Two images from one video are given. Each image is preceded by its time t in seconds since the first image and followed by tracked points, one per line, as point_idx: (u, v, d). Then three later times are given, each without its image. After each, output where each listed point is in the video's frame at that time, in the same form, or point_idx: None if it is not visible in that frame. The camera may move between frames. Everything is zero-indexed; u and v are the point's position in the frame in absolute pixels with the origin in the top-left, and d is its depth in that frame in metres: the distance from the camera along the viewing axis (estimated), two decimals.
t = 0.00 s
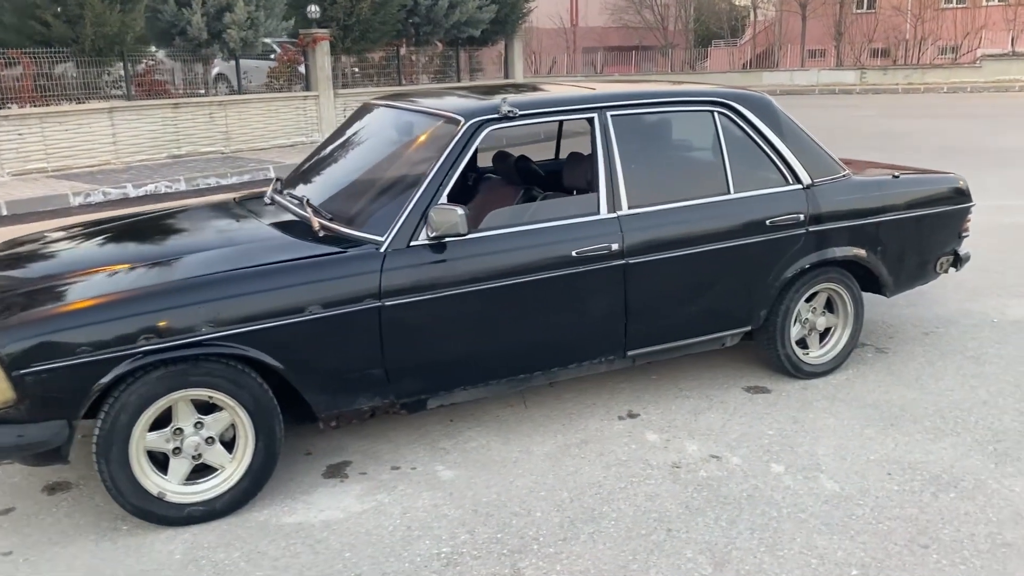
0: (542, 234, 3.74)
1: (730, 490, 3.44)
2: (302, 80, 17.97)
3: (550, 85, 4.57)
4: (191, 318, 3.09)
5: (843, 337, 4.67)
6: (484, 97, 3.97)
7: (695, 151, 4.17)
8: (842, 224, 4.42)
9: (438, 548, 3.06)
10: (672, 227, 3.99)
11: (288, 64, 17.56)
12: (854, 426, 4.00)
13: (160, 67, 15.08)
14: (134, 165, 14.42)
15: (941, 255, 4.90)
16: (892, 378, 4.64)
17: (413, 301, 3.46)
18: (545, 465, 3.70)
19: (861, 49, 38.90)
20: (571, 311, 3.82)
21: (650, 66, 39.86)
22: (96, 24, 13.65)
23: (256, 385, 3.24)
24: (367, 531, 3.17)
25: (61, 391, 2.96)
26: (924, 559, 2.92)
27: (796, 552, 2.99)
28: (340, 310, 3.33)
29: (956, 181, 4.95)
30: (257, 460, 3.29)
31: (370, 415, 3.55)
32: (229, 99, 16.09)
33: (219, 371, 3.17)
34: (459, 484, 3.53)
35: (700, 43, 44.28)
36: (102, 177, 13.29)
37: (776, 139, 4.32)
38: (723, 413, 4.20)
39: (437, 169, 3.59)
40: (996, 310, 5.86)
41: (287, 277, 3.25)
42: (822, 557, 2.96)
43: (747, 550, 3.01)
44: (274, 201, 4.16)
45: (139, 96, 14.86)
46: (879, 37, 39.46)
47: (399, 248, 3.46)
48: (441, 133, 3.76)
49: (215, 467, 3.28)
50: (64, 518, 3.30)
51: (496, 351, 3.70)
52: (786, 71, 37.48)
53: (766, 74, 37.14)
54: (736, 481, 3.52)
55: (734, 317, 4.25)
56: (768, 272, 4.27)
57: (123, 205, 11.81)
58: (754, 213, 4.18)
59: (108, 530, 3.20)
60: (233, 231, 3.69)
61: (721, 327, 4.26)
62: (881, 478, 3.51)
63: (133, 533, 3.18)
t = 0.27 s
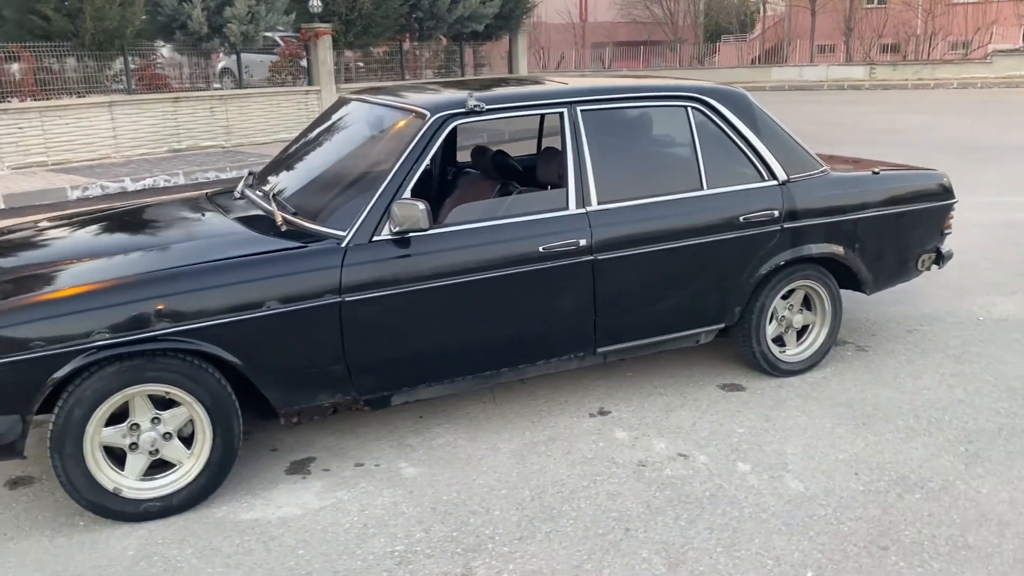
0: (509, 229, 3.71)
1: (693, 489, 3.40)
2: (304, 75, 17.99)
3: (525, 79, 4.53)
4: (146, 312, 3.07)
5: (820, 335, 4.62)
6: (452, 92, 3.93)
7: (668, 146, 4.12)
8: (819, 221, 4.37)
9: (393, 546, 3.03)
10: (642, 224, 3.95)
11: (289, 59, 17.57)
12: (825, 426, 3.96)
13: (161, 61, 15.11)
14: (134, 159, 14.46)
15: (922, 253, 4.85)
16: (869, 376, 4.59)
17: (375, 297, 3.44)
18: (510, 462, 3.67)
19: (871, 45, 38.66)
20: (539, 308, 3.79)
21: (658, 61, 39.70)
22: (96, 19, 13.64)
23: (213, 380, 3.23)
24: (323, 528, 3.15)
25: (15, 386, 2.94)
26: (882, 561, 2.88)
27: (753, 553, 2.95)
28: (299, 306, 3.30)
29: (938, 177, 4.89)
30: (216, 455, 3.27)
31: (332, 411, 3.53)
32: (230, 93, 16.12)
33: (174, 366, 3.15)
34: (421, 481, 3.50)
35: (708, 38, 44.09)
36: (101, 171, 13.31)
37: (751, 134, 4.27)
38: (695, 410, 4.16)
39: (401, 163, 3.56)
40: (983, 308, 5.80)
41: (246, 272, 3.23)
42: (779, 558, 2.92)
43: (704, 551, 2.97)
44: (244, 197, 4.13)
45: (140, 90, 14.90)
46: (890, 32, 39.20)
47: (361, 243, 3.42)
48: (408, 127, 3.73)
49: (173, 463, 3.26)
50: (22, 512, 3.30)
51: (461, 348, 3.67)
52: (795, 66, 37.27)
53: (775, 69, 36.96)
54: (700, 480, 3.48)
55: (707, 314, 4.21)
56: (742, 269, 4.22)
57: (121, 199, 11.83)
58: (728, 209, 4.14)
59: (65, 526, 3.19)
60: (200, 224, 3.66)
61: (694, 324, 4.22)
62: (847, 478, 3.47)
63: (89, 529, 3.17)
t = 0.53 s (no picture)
0: (473, 226, 3.70)
1: (651, 489, 3.38)
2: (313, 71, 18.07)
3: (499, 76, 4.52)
4: (100, 307, 3.08)
5: (798, 334, 4.58)
6: (419, 88, 3.92)
7: (638, 143, 4.10)
8: (794, 219, 4.33)
9: (343, 542, 3.03)
10: (610, 221, 3.93)
11: (298, 56, 17.68)
12: (795, 426, 3.92)
13: (169, 58, 15.32)
14: (142, 155, 14.58)
15: (904, 251, 4.78)
16: (846, 375, 4.55)
17: (335, 293, 3.43)
18: (473, 459, 3.66)
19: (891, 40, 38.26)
20: (504, 305, 3.78)
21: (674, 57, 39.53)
22: (103, 15, 13.78)
23: (170, 376, 3.24)
24: (277, 524, 3.16)
25: None
26: (832, 563, 2.85)
27: (703, 554, 2.93)
28: (257, 302, 3.30)
29: (921, 175, 4.83)
30: (173, 451, 3.28)
31: (293, 407, 3.54)
32: (238, 90, 16.22)
33: (130, 361, 3.16)
34: (381, 477, 3.50)
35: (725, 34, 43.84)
36: (108, 167, 13.43)
37: (725, 131, 4.23)
38: (665, 409, 4.13)
39: (363, 159, 3.55)
40: (972, 308, 5.73)
41: (204, 268, 3.23)
42: (728, 559, 2.89)
43: (653, 551, 2.95)
44: (215, 193, 4.15)
45: (148, 85, 15.09)
46: (910, 27, 38.76)
47: (320, 239, 3.42)
48: (373, 123, 3.72)
49: (131, 457, 3.28)
50: None
51: (425, 345, 3.67)
52: (813, 62, 36.97)
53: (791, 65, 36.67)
54: (660, 479, 3.46)
55: (679, 312, 4.18)
56: (715, 268, 4.19)
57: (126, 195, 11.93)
58: (700, 207, 4.10)
59: (23, 519, 3.22)
60: (165, 221, 3.68)
61: (666, 321, 4.19)
62: (810, 479, 3.43)
63: (46, 522, 3.20)
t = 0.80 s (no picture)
0: (444, 223, 3.69)
1: (616, 488, 3.36)
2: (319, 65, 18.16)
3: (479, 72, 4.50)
4: (63, 301, 3.08)
5: (778, 333, 4.54)
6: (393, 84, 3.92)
7: (615, 140, 4.07)
8: (773, 217, 4.29)
9: (303, 537, 3.03)
10: (584, 219, 3.91)
11: (304, 51, 17.76)
12: (768, 425, 3.89)
13: (176, 53, 15.36)
14: (147, 148, 14.68)
15: (889, 251, 4.73)
16: (827, 375, 4.51)
17: (302, 289, 3.43)
18: (441, 456, 3.66)
19: (907, 36, 37.99)
20: (476, 302, 3.77)
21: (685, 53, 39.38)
22: (110, 9, 13.88)
23: (136, 370, 3.25)
24: (239, 518, 3.17)
25: None
26: (790, 565, 2.83)
27: (661, 554, 2.91)
28: (223, 297, 3.31)
29: (907, 174, 4.77)
30: (139, 444, 3.30)
31: (261, 402, 3.54)
32: (244, 84, 16.31)
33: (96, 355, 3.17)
34: (347, 473, 3.50)
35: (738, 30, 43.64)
36: (113, 160, 13.52)
37: (704, 128, 4.20)
38: (639, 408, 4.11)
39: (332, 155, 3.55)
40: (961, 308, 5.67)
41: (170, 263, 3.24)
42: (685, 559, 2.88)
43: (611, 550, 2.94)
44: (191, 188, 4.15)
45: (155, 80, 15.13)
46: (925, 23, 38.47)
47: (288, 234, 3.42)
48: (345, 118, 3.71)
49: (98, 450, 3.29)
50: None
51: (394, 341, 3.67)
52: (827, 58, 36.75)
53: (804, 61, 36.47)
54: (627, 478, 3.44)
55: (655, 310, 4.16)
56: (691, 266, 4.16)
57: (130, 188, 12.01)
58: (677, 205, 4.08)
59: None
60: (137, 216, 3.70)
61: (642, 319, 4.17)
62: (777, 479, 3.41)
63: (12, 514, 3.21)
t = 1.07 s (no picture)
0: (419, 219, 3.66)
1: (588, 488, 3.33)
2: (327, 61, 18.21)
3: (462, 68, 4.47)
4: (31, 296, 3.07)
5: (764, 333, 4.49)
6: (371, 79, 3.89)
7: (597, 137, 4.03)
8: (758, 216, 4.24)
9: (267, 535, 3.01)
10: (563, 217, 3.87)
11: (314, 47, 17.80)
12: (747, 427, 3.84)
13: (184, 48, 15.39)
14: (155, 143, 14.75)
15: (878, 251, 4.66)
16: (813, 375, 4.45)
17: (274, 285, 3.41)
18: (414, 453, 3.63)
19: (924, 35, 37.66)
20: (452, 300, 3.75)
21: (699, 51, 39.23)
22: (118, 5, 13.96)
23: (106, 364, 3.24)
24: (206, 514, 3.16)
25: None
26: (755, 570, 2.79)
27: (625, 556, 2.87)
28: (193, 292, 3.30)
29: (899, 173, 4.70)
30: (108, 438, 3.29)
31: (233, 397, 3.53)
32: (252, 80, 16.36)
33: (65, 349, 3.16)
34: (319, 470, 3.48)
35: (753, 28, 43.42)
36: (121, 154, 13.58)
37: (687, 125, 4.15)
38: (619, 407, 4.07)
39: (305, 150, 3.53)
40: (956, 309, 5.60)
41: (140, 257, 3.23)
42: (649, 562, 2.84)
43: (576, 550, 2.90)
44: (171, 182, 4.14)
45: (162, 75, 15.19)
46: (943, 22, 38.13)
47: (260, 230, 3.41)
48: (320, 113, 3.69)
49: (68, 444, 3.29)
50: None
51: (368, 337, 3.65)
52: (842, 57, 36.49)
53: (820, 60, 36.23)
54: (599, 479, 3.41)
55: (635, 309, 4.12)
56: (673, 265, 4.13)
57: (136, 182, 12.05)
58: (658, 203, 4.04)
59: None
60: (112, 211, 3.69)
61: (623, 318, 4.14)
62: (752, 480, 3.36)
63: None
